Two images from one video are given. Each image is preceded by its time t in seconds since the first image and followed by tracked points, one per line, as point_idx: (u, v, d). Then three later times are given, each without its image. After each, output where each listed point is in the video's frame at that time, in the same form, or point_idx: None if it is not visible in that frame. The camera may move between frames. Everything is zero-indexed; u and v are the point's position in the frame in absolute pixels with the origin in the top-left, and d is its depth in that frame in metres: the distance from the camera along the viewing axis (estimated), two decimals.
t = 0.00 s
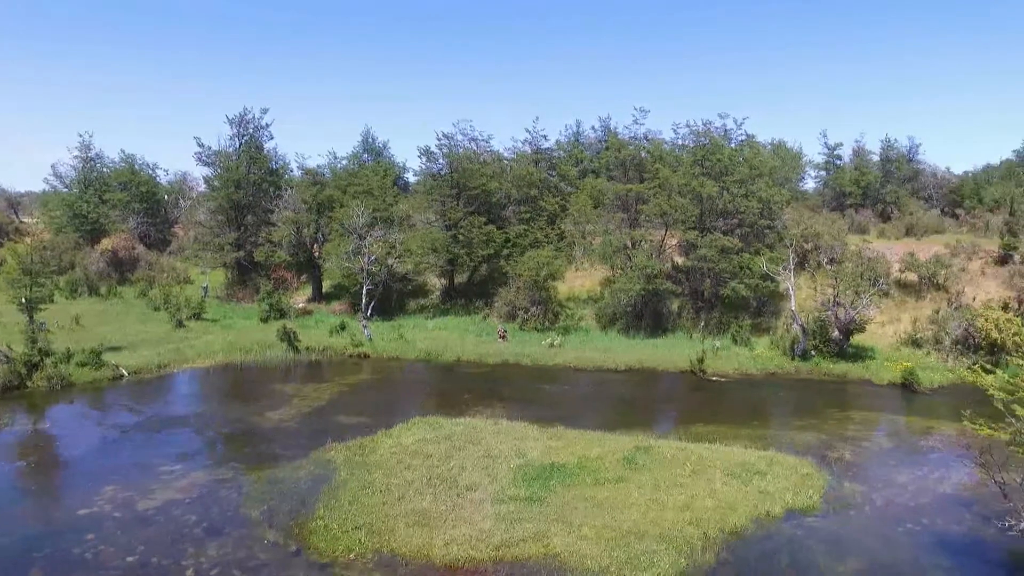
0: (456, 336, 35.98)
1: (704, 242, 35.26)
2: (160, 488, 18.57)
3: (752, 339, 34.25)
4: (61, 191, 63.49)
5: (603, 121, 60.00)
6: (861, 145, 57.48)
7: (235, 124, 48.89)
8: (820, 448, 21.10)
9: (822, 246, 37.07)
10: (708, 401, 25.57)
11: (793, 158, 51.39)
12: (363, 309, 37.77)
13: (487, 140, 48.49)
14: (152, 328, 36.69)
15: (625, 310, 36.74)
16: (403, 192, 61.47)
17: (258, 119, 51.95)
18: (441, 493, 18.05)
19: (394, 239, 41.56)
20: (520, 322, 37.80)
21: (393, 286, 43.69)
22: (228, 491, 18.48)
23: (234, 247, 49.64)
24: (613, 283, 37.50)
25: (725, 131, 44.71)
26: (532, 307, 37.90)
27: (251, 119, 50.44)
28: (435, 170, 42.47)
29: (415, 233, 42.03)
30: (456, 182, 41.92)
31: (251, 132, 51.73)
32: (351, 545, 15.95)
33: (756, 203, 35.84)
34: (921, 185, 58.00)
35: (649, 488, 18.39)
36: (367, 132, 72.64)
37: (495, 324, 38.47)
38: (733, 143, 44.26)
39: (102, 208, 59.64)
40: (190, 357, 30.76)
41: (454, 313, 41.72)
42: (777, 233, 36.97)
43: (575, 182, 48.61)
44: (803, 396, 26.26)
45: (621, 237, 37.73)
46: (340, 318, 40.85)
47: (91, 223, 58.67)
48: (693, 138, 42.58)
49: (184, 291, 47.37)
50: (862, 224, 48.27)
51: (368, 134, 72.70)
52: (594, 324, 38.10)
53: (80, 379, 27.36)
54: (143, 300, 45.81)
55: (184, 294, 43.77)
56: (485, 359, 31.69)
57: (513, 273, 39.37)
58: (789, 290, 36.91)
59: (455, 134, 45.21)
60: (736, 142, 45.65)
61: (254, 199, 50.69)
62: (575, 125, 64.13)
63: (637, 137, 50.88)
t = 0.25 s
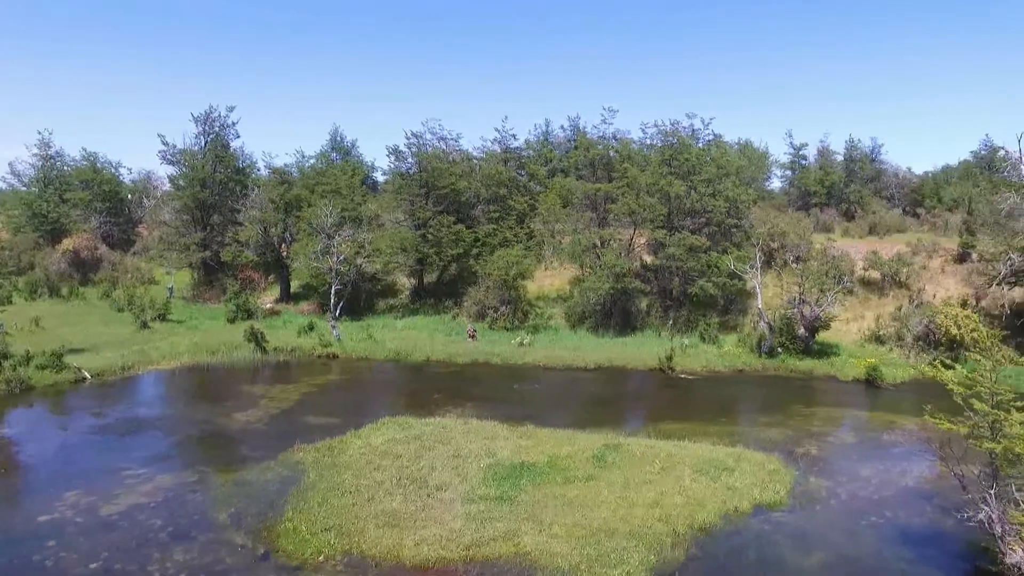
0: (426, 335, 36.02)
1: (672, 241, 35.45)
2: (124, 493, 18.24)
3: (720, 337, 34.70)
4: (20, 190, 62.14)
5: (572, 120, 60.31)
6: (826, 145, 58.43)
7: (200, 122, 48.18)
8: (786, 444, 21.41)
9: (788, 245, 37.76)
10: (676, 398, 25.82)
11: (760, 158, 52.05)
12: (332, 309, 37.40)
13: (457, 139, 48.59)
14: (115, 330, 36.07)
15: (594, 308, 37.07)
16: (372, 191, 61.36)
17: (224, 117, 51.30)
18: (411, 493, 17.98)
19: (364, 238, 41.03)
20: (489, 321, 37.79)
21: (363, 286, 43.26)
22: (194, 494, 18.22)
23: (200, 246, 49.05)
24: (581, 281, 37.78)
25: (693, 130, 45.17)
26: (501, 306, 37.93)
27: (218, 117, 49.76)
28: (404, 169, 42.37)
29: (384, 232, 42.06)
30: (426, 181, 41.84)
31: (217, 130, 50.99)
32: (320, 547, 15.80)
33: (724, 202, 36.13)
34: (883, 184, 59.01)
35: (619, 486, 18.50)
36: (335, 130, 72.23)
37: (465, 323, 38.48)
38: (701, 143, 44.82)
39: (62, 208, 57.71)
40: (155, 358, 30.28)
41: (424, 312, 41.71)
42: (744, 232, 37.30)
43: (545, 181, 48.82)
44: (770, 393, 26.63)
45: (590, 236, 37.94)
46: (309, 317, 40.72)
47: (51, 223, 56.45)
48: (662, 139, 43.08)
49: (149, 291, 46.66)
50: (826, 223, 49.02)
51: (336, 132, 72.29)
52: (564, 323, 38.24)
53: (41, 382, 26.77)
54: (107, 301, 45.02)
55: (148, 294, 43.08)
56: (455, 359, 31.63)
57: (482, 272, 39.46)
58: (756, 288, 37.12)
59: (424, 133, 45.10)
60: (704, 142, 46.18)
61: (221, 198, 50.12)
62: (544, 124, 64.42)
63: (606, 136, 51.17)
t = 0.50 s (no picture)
0: (395, 335, 36.05)
1: (640, 240, 35.75)
2: (86, 499, 17.87)
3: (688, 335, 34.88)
4: None
5: (540, 120, 60.50)
6: (790, 146, 59.31)
7: (163, 119, 47.29)
8: (753, 441, 21.69)
9: (753, 243, 38.43)
10: (645, 396, 26.03)
11: (725, 158, 52.68)
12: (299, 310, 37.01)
13: (424, 138, 48.32)
14: (76, 332, 35.32)
15: (563, 307, 37.22)
16: (339, 191, 61.00)
17: (188, 115, 50.48)
18: (380, 495, 17.87)
19: (331, 238, 41.11)
20: (458, 321, 37.76)
21: (330, 286, 42.75)
22: (159, 499, 17.91)
23: (164, 246, 48.42)
24: (550, 281, 37.89)
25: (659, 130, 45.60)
26: (470, 306, 37.88)
27: (181, 115, 48.97)
28: (372, 168, 42.19)
29: (352, 232, 41.96)
30: (393, 181, 41.74)
31: (181, 128, 50.06)
32: (289, 550, 15.61)
33: (690, 202, 36.61)
34: (846, 184, 60.03)
35: (588, 484, 18.58)
36: (302, 129, 71.61)
37: (433, 323, 38.38)
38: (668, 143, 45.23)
39: (20, 207, 55.26)
40: (118, 361, 29.73)
41: (392, 312, 41.60)
42: (711, 231, 37.62)
43: (513, 180, 48.91)
44: (736, 390, 26.98)
45: (558, 236, 38.30)
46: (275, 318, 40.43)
47: (8, 222, 53.46)
48: (629, 138, 43.19)
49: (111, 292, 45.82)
50: (791, 222, 49.76)
51: (303, 131, 71.68)
52: (532, 322, 38.29)
53: None
54: (67, 302, 44.09)
55: (110, 295, 42.27)
56: (424, 359, 31.55)
57: (450, 272, 39.42)
58: (722, 286, 37.69)
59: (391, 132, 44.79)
60: (671, 142, 46.65)
61: (185, 197, 49.40)
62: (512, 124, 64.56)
63: (573, 135, 51.37)
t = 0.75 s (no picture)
0: (358, 336, 35.60)
1: (604, 239, 35.95)
2: (39, 506, 17.43)
3: (651, 333, 35.38)
4: None
5: (505, 120, 60.64)
6: (750, 146, 60.28)
7: (119, 117, 46.37)
8: (716, 437, 22.00)
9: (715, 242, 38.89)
10: (610, 394, 26.24)
11: (688, 158, 53.36)
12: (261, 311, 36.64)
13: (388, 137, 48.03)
14: (30, 335, 34.43)
15: (527, 306, 37.43)
16: (302, 190, 60.33)
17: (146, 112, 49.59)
18: (345, 496, 17.75)
19: (294, 238, 40.79)
20: (423, 321, 37.65)
21: (293, 286, 42.37)
22: (116, 504, 17.56)
23: (122, 246, 47.58)
24: (514, 279, 38.17)
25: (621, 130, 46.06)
26: (434, 305, 37.83)
27: (138, 113, 48.11)
28: (335, 167, 41.98)
29: (314, 232, 41.48)
30: (357, 180, 41.52)
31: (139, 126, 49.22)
32: (251, 553, 15.40)
33: (653, 200, 36.95)
34: (806, 183, 61.20)
35: (553, 482, 18.67)
36: (263, 128, 70.80)
37: (398, 322, 38.28)
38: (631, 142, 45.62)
39: None
40: (73, 364, 29.06)
41: (355, 312, 41.39)
42: (674, 230, 38.03)
43: (477, 179, 49.01)
44: (700, 387, 27.33)
45: (523, 235, 38.91)
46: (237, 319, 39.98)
47: None
48: (592, 137, 43.59)
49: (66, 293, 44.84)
50: (752, 221, 50.55)
51: (264, 130, 70.90)
52: (497, 321, 38.40)
53: None
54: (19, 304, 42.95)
55: (65, 296, 41.25)
56: (388, 359, 31.42)
57: (414, 271, 39.29)
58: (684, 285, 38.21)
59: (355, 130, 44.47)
60: (633, 141, 47.16)
61: (143, 196, 48.42)
62: (476, 123, 64.63)
63: (537, 134, 51.58)
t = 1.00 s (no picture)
0: (325, 336, 35.37)
1: (571, 237, 36.31)
2: None
3: (619, 331, 35.58)
4: None
5: (473, 118, 60.64)
6: (716, 146, 60.99)
7: (78, 114, 45.50)
8: (683, 433, 22.26)
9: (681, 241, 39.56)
10: (578, 392, 26.41)
11: (655, 157, 53.83)
12: (227, 311, 36.36)
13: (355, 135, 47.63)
14: None
15: (496, 305, 37.35)
16: (268, 189, 59.72)
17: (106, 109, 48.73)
18: (312, 496, 17.65)
19: (260, 237, 40.35)
20: (391, 320, 37.60)
21: (259, 286, 41.94)
22: (77, 509, 17.25)
23: (83, 246, 46.75)
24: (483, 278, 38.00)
25: (589, 129, 46.35)
26: (402, 305, 37.81)
27: (98, 110, 47.25)
28: (301, 165, 41.59)
29: (281, 231, 41.15)
30: (323, 178, 41.12)
31: (99, 123, 48.38)
32: (217, 556, 15.23)
33: (620, 199, 37.25)
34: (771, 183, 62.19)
35: (522, 480, 18.75)
36: (228, 126, 69.93)
37: (365, 322, 38.20)
38: (598, 142, 45.92)
39: None
40: (33, 367, 28.45)
41: (323, 312, 41.13)
42: (641, 228, 38.35)
43: (445, 178, 49.00)
44: (667, 384, 27.64)
45: (491, 234, 38.85)
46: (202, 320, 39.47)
47: None
48: (560, 137, 44.51)
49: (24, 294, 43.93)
50: (718, 220, 51.18)
51: (229, 128, 70.03)
52: (466, 320, 38.41)
53: None
54: None
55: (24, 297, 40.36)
56: (356, 358, 31.32)
57: (382, 270, 39.26)
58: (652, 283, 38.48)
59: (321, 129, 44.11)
60: (601, 140, 47.53)
61: (104, 195, 47.61)
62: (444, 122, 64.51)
63: (505, 133, 51.67)
